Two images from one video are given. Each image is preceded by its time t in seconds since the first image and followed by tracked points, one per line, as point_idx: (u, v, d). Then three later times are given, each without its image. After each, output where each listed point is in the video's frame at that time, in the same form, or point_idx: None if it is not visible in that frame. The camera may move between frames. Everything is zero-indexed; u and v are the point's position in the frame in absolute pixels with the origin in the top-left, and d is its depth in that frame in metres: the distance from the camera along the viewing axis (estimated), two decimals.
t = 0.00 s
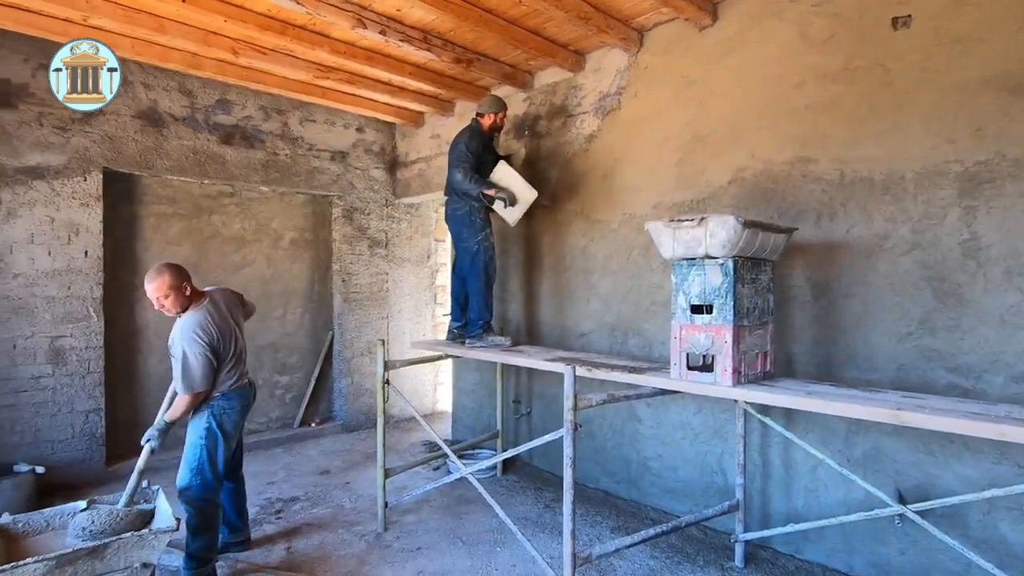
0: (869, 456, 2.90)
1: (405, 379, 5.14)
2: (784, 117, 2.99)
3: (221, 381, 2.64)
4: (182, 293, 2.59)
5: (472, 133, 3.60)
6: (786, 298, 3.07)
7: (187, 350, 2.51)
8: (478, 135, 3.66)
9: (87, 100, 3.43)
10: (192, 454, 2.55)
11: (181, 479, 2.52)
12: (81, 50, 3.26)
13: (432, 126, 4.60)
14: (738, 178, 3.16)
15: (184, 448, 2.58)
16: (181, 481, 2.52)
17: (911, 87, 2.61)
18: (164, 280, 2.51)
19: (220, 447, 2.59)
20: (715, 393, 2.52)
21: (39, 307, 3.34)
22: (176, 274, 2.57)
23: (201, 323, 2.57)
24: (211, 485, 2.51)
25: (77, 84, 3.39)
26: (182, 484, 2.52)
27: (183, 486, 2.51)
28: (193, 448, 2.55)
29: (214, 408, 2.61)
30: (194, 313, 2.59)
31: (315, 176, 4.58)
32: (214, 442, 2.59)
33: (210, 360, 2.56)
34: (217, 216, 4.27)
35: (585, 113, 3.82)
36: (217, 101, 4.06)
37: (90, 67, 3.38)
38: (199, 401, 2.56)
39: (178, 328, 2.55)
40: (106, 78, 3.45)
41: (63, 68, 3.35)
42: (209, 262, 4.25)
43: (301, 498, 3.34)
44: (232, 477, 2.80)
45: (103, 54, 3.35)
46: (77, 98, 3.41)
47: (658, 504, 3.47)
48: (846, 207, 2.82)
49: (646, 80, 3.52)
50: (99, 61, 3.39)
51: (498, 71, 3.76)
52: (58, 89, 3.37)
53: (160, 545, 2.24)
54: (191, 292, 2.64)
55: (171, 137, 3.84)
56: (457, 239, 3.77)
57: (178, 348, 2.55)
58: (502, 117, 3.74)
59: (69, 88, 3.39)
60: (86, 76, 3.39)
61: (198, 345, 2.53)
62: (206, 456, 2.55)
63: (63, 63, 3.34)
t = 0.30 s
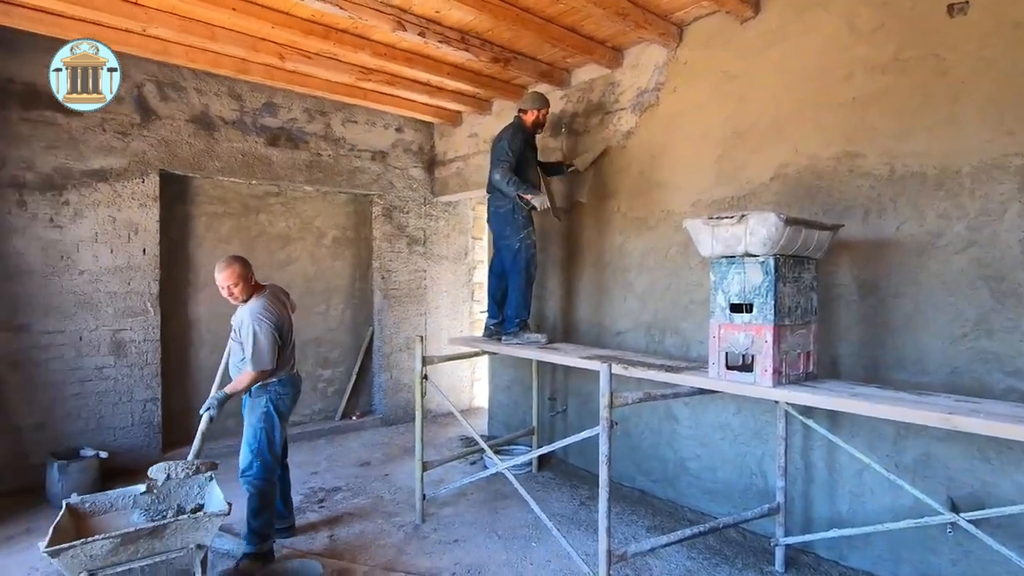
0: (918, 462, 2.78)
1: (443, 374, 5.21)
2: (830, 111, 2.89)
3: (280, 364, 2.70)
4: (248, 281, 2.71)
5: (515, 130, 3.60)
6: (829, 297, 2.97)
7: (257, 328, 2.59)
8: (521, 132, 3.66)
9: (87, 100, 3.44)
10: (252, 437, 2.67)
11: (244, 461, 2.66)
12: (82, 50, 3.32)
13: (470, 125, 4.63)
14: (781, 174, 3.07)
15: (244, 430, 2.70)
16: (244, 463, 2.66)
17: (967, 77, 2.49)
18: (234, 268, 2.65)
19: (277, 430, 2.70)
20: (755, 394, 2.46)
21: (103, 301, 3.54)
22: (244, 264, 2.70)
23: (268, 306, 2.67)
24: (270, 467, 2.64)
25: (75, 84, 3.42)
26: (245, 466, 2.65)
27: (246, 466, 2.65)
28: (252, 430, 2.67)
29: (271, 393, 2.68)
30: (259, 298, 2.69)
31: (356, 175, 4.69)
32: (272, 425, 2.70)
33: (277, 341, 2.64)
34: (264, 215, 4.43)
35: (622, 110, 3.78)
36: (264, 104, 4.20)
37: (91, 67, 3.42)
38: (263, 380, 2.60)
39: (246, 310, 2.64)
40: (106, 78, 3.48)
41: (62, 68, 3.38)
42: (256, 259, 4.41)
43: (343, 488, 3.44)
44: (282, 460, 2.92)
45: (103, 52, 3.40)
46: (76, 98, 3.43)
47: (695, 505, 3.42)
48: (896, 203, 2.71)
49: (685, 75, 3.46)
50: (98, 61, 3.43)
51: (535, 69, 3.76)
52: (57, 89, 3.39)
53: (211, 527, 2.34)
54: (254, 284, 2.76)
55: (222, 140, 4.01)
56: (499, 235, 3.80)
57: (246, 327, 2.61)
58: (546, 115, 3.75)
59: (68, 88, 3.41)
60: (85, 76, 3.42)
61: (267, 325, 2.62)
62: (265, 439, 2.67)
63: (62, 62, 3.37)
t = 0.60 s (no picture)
0: (972, 469, 2.65)
1: (478, 372, 5.26)
2: (877, 103, 2.77)
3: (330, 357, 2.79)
4: (296, 279, 2.76)
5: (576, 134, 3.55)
6: (874, 297, 2.86)
7: (314, 322, 2.67)
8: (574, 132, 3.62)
9: (88, 100, 3.40)
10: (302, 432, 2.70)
11: (296, 456, 2.70)
12: (82, 50, 3.27)
13: (506, 124, 4.64)
14: (825, 169, 2.97)
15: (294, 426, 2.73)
16: (296, 459, 2.70)
17: None
18: (284, 265, 2.71)
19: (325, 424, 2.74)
20: (795, 395, 2.39)
21: (157, 299, 3.72)
22: (291, 262, 2.76)
23: (318, 301, 2.75)
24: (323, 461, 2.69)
25: (76, 84, 3.37)
26: (298, 460, 2.70)
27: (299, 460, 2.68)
28: (302, 426, 2.70)
29: (317, 389, 2.70)
30: (307, 294, 2.77)
31: (394, 176, 4.78)
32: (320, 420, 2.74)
33: (330, 334, 2.74)
34: (306, 216, 4.55)
35: (659, 106, 3.71)
36: (306, 108, 4.32)
37: (91, 67, 3.37)
38: (321, 372, 2.70)
39: (299, 305, 2.70)
40: (106, 79, 3.44)
41: (62, 67, 3.34)
42: (299, 258, 4.54)
43: (381, 482, 3.52)
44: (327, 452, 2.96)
45: (103, 53, 3.35)
46: (77, 98, 3.39)
47: (733, 508, 3.36)
48: (948, 197, 2.58)
49: (724, 69, 3.38)
50: (98, 61, 3.39)
51: (570, 67, 3.74)
52: (58, 89, 3.35)
53: (257, 516, 2.43)
54: (299, 281, 2.82)
55: (267, 143, 4.15)
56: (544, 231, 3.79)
57: (301, 321, 2.68)
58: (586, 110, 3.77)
59: (68, 88, 3.37)
60: (85, 76, 3.38)
61: (322, 318, 2.71)
62: (315, 434, 2.71)
63: (61, 62, 3.33)
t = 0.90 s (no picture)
0: None
1: (510, 370, 5.28)
2: (923, 93, 2.65)
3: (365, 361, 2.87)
4: (324, 286, 2.69)
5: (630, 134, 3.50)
6: (920, 295, 2.74)
7: (353, 333, 2.71)
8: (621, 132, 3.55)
9: (88, 100, 3.35)
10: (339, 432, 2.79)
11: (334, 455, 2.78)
12: (83, 51, 3.22)
13: (538, 123, 4.64)
14: (867, 163, 2.85)
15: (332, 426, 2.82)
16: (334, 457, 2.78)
17: None
18: (313, 273, 2.61)
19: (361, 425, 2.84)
20: (835, 396, 2.31)
21: (202, 299, 3.86)
22: (316, 268, 2.66)
23: (350, 309, 2.76)
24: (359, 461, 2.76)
25: (76, 85, 3.32)
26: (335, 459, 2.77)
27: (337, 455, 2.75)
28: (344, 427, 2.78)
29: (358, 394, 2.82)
30: (339, 303, 2.76)
31: (427, 177, 4.84)
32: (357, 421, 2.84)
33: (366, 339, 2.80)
34: (342, 218, 4.65)
35: (692, 102, 3.63)
36: (342, 112, 4.41)
37: (90, 68, 3.30)
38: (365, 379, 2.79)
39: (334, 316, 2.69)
40: (106, 78, 3.36)
41: (63, 68, 3.29)
42: (335, 258, 4.65)
43: (415, 479, 3.58)
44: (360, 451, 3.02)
45: (103, 54, 3.27)
46: (76, 98, 3.35)
47: (771, 511, 3.28)
48: (1000, 191, 2.45)
49: (760, 63, 3.29)
50: (98, 61, 3.32)
51: (601, 65, 3.71)
52: (60, 90, 3.29)
53: (297, 509, 2.49)
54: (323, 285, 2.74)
55: (304, 147, 4.25)
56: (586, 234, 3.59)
57: (340, 333, 2.70)
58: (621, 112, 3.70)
59: (69, 88, 3.32)
60: (85, 76, 3.32)
61: (357, 327, 2.75)
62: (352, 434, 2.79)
63: (62, 62, 3.27)
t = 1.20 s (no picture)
0: None
1: (542, 371, 5.26)
2: (973, 83, 2.51)
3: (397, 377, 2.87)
4: (357, 299, 2.72)
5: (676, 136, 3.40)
6: (970, 296, 2.61)
7: (382, 349, 2.70)
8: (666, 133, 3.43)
9: (85, 100, 3.12)
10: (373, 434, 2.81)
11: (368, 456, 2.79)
12: (82, 51, 3.03)
13: (569, 124, 4.62)
14: (913, 158, 2.72)
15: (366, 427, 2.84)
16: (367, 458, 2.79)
17: None
18: (343, 288, 2.62)
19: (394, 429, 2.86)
20: (877, 400, 2.22)
21: (242, 301, 3.99)
22: (350, 281, 2.69)
23: (383, 323, 2.76)
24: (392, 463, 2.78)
25: (74, 84, 3.05)
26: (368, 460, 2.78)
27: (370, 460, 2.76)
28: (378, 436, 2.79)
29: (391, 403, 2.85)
30: (371, 318, 2.75)
31: (460, 179, 4.88)
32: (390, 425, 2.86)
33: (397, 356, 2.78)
34: (377, 221, 4.71)
35: (727, 99, 3.54)
36: (376, 117, 4.49)
37: (86, 68, 3.08)
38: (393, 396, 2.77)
39: (367, 329, 2.72)
40: (104, 79, 3.17)
41: (62, 68, 3.00)
42: (369, 260, 4.71)
43: (449, 478, 3.61)
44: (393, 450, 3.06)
45: (103, 53, 3.09)
46: (76, 98, 3.10)
47: (812, 519, 3.18)
48: None
49: (798, 57, 3.18)
50: (97, 61, 3.12)
51: (633, 64, 3.66)
52: (55, 86, 2.98)
53: (333, 506, 2.55)
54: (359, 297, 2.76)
55: (340, 152, 4.35)
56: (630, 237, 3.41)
57: (371, 347, 2.71)
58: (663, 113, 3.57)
59: (69, 88, 3.05)
60: (87, 76, 3.10)
61: (387, 344, 2.74)
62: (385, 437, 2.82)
63: (61, 61, 2.99)
